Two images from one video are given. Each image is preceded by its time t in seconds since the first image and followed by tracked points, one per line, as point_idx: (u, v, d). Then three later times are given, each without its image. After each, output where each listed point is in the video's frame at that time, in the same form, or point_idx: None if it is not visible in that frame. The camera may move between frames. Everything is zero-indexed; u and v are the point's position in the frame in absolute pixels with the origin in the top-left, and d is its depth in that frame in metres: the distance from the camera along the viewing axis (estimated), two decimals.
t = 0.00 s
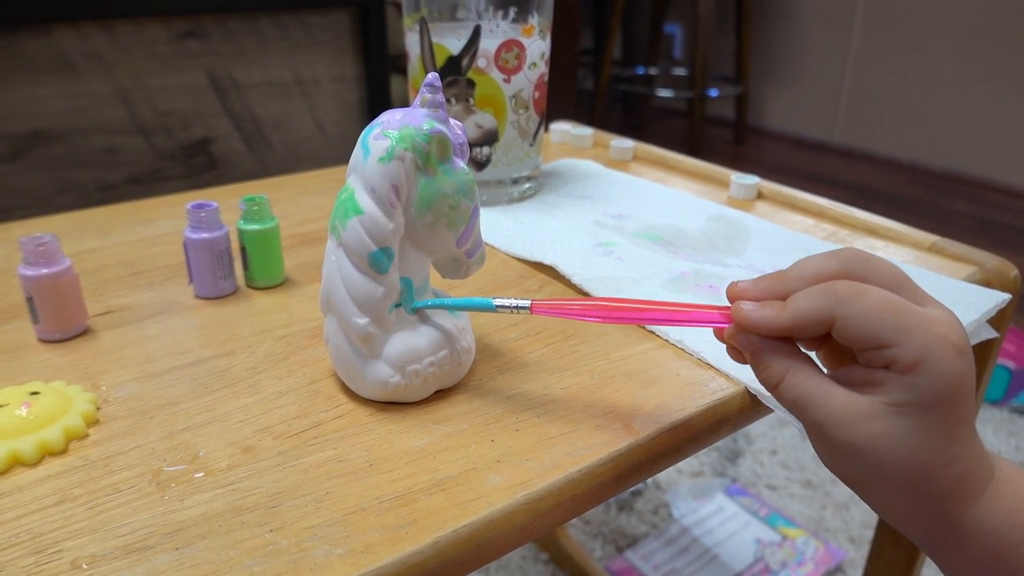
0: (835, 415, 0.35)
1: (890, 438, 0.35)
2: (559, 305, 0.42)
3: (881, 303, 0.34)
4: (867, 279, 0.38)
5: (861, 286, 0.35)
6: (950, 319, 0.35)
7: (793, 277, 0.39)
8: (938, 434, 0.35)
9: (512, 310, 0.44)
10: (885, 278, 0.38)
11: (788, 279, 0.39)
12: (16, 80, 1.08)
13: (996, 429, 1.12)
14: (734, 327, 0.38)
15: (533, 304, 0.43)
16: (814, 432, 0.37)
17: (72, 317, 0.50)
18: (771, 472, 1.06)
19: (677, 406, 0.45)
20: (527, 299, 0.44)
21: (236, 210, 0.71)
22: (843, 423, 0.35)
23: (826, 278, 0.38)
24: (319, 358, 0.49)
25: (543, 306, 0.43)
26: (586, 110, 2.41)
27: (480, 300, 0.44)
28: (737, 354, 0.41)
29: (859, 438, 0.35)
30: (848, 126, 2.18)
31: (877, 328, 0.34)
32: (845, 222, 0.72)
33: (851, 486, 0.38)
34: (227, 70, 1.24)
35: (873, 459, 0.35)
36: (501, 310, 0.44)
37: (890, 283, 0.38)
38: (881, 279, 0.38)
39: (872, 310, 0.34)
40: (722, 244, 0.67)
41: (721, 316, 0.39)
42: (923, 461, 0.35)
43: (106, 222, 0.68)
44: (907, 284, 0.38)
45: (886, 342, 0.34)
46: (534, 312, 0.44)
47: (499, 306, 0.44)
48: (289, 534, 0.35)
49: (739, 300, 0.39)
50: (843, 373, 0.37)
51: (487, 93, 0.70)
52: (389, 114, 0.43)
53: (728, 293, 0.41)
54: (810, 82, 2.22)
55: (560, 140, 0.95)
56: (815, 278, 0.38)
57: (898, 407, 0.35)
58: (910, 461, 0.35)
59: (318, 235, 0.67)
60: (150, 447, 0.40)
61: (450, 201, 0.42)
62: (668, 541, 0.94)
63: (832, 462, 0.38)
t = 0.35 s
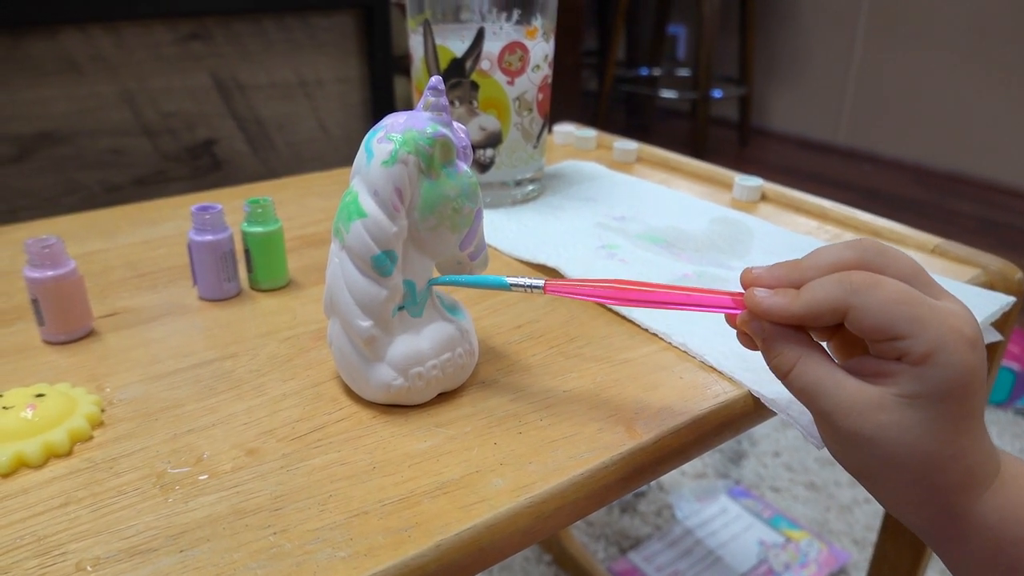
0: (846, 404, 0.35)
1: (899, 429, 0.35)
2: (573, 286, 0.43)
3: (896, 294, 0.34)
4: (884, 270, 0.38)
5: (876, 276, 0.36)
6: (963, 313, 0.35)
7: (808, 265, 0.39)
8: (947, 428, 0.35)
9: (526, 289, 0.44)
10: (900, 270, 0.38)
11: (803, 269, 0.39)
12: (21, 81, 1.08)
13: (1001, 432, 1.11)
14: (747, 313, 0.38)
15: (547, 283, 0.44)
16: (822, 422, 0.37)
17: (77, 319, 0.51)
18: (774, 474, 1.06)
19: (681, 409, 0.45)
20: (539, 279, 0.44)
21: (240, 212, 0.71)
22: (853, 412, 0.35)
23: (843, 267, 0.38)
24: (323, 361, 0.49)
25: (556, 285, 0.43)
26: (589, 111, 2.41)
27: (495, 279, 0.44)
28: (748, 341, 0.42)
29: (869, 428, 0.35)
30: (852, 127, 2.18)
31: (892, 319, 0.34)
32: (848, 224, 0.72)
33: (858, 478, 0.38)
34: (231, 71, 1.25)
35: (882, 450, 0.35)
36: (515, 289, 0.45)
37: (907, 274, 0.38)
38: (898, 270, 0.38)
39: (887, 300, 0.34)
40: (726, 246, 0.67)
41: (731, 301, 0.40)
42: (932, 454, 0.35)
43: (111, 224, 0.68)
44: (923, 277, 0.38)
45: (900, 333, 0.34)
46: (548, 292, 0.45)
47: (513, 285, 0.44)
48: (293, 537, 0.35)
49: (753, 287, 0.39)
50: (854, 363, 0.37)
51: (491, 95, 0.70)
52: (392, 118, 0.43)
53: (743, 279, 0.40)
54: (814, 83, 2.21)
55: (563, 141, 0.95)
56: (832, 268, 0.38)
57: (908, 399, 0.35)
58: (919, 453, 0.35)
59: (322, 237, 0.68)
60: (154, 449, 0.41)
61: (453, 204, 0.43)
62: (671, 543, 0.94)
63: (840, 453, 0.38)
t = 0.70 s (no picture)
0: (847, 412, 0.35)
1: (901, 436, 0.35)
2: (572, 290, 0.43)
3: (898, 303, 0.34)
4: (886, 277, 0.38)
5: (878, 284, 0.36)
6: (964, 321, 0.35)
7: (810, 272, 0.39)
8: (950, 435, 0.35)
9: (526, 292, 0.44)
10: (903, 278, 0.38)
11: (804, 275, 0.39)
12: (24, 83, 1.08)
13: (1004, 435, 1.11)
14: (748, 320, 0.38)
15: (546, 286, 0.44)
16: (824, 430, 0.37)
17: (80, 321, 0.51)
18: (776, 477, 1.06)
19: (682, 413, 0.45)
20: (540, 282, 0.44)
21: (243, 214, 0.71)
22: (855, 420, 0.35)
23: (845, 275, 0.38)
24: (326, 363, 0.49)
25: (556, 289, 0.44)
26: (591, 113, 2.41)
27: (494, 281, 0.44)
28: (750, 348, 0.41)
29: (871, 436, 0.35)
30: (855, 129, 2.17)
31: (894, 327, 0.34)
32: (851, 226, 0.72)
33: (860, 485, 0.38)
34: (234, 73, 1.25)
35: (884, 458, 0.35)
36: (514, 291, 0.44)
37: (907, 283, 0.38)
38: (900, 277, 0.38)
39: (889, 309, 0.34)
40: (728, 248, 0.67)
41: (732, 308, 0.39)
42: (934, 461, 0.35)
43: (114, 226, 0.69)
44: (926, 284, 0.38)
45: (902, 341, 0.34)
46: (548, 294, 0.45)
47: (512, 287, 0.44)
48: (295, 539, 0.35)
49: (754, 295, 0.39)
50: (856, 370, 0.37)
51: (494, 97, 0.70)
52: (395, 120, 0.43)
53: (744, 285, 0.41)
54: (817, 85, 2.21)
55: (566, 143, 0.95)
56: (835, 274, 0.38)
57: (910, 407, 0.35)
58: (921, 460, 0.35)
59: (324, 238, 0.68)
60: (157, 452, 0.41)
61: (456, 206, 0.43)
62: (673, 545, 0.94)
63: (842, 460, 0.38)
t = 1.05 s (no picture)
0: (843, 435, 0.35)
1: (897, 459, 0.35)
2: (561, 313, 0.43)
3: (890, 324, 0.34)
4: (877, 297, 0.38)
5: (868, 305, 0.36)
6: (957, 340, 0.35)
7: (801, 293, 0.39)
8: (946, 456, 0.35)
9: (515, 313, 0.44)
10: (893, 298, 0.38)
11: (796, 296, 0.39)
12: (26, 85, 1.08)
13: (1005, 437, 1.11)
14: (741, 343, 0.38)
15: (536, 308, 0.44)
16: (821, 453, 0.37)
17: (81, 324, 0.51)
18: (777, 479, 1.06)
19: (682, 417, 0.45)
20: (530, 303, 0.44)
21: (243, 217, 0.71)
22: (850, 444, 0.35)
23: (835, 295, 0.38)
24: (325, 366, 0.49)
25: (546, 310, 0.44)
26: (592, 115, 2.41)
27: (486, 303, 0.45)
28: (742, 370, 0.41)
29: (867, 459, 0.35)
30: (856, 131, 2.17)
31: (886, 350, 0.34)
32: (851, 229, 0.72)
33: (857, 506, 0.38)
34: (235, 75, 1.25)
35: (880, 481, 0.35)
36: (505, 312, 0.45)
37: (898, 301, 0.38)
38: (890, 297, 0.38)
39: (881, 331, 0.34)
40: (728, 252, 0.67)
41: (724, 331, 0.39)
42: (931, 483, 0.35)
43: (115, 228, 0.69)
44: (918, 304, 0.38)
45: (895, 363, 0.34)
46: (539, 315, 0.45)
47: (501, 309, 0.44)
48: (295, 543, 0.35)
49: (746, 316, 0.39)
50: (850, 393, 0.37)
51: (494, 101, 0.71)
52: (395, 124, 0.43)
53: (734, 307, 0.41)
54: (818, 87, 2.21)
55: (566, 146, 0.95)
56: (825, 295, 0.38)
57: (905, 429, 0.35)
58: (918, 482, 0.35)
59: (325, 241, 0.68)
60: (156, 455, 0.41)
61: (456, 210, 0.43)
62: (673, 548, 0.93)
63: (839, 483, 0.38)
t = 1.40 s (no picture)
0: (841, 440, 0.35)
1: (895, 464, 0.35)
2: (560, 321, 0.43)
3: (887, 329, 0.34)
4: (874, 303, 0.38)
5: (865, 311, 0.36)
6: (955, 345, 0.35)
7: (798, 300, 0.39)
8: (944, 460, 0.35)
9: (515, 321, 0.44)
10: (891, 303, 0.38)
11: (795, 301, 0.39)
12: (26, 87, 1.08)
13: (1005, 439, 1.11)
14: (739, 348, 0.38)
15: (536, 316, 0.44)
16: (819, 457, 0.37)
17: (80, 326, 0.51)
18: (777, 481, 1.06)
19: (681, 418, 0.45)
20: (530, 311, 0.44)
21: (243, 219, 0.72)
22: (848, 448, 0.35)
23: (832, 301, 0.38)
24: (325, 368, 0.49)
25: (546, 318, 0.44)
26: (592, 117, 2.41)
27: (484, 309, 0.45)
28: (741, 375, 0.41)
29: (865, 464, 0.35)
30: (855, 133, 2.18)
31: (884, 355, 0.34)
32: (850, 231, 0.72)
33: (856, 510, 0.38)
34: (235, 77, 1.25)
35: (879, 486, 0.35)
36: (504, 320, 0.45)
37: (895, 307, 0.38)
38: (887, 304, 0.38)
39: (878, 336, 0.34)
40: (727, 253, 0.67)
41: (724, 336, 0.39)
42: (929, 487, 0.35)
43: (114, 230, 0.69)
44: (915, 309, 0.38)
45: (893, 368, 0.34)
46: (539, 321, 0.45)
47: (501, 317, 0.44)
48: (294, 545, 0.35)
49: (744, 322, 0.39)
50: (849, 397, 0.37)
51: (493, 103, 0.71)
52: (394, 126, 0.43)
53: (733, 313, 0.41)
54: (818, 89, 2.21)
55: (566, 148, 0.95)
56: (822, 302, 0.38)
57: (903, 433, 0.35)
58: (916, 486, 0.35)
59: (324, 243, 0.68)
60: (156, 457, 0.41)
61: (455, 212, 0.43)
62: (673, 550, 0.93)
63: (838, 487, 0.38)
